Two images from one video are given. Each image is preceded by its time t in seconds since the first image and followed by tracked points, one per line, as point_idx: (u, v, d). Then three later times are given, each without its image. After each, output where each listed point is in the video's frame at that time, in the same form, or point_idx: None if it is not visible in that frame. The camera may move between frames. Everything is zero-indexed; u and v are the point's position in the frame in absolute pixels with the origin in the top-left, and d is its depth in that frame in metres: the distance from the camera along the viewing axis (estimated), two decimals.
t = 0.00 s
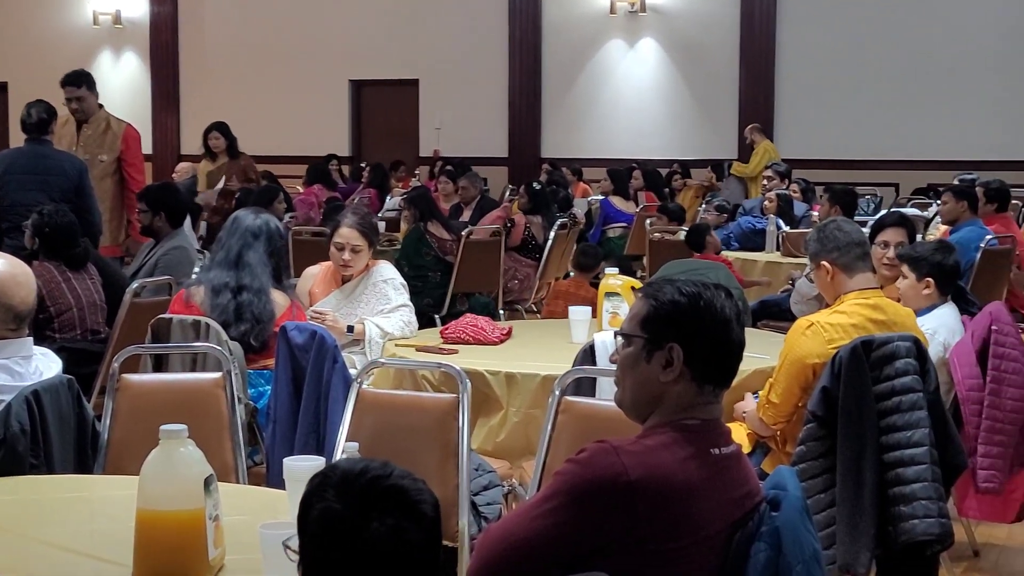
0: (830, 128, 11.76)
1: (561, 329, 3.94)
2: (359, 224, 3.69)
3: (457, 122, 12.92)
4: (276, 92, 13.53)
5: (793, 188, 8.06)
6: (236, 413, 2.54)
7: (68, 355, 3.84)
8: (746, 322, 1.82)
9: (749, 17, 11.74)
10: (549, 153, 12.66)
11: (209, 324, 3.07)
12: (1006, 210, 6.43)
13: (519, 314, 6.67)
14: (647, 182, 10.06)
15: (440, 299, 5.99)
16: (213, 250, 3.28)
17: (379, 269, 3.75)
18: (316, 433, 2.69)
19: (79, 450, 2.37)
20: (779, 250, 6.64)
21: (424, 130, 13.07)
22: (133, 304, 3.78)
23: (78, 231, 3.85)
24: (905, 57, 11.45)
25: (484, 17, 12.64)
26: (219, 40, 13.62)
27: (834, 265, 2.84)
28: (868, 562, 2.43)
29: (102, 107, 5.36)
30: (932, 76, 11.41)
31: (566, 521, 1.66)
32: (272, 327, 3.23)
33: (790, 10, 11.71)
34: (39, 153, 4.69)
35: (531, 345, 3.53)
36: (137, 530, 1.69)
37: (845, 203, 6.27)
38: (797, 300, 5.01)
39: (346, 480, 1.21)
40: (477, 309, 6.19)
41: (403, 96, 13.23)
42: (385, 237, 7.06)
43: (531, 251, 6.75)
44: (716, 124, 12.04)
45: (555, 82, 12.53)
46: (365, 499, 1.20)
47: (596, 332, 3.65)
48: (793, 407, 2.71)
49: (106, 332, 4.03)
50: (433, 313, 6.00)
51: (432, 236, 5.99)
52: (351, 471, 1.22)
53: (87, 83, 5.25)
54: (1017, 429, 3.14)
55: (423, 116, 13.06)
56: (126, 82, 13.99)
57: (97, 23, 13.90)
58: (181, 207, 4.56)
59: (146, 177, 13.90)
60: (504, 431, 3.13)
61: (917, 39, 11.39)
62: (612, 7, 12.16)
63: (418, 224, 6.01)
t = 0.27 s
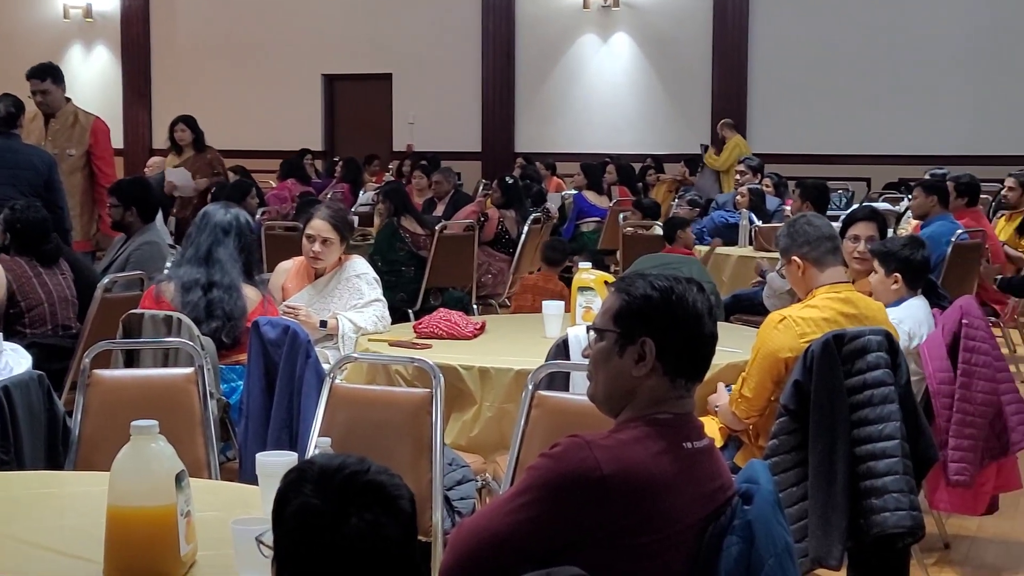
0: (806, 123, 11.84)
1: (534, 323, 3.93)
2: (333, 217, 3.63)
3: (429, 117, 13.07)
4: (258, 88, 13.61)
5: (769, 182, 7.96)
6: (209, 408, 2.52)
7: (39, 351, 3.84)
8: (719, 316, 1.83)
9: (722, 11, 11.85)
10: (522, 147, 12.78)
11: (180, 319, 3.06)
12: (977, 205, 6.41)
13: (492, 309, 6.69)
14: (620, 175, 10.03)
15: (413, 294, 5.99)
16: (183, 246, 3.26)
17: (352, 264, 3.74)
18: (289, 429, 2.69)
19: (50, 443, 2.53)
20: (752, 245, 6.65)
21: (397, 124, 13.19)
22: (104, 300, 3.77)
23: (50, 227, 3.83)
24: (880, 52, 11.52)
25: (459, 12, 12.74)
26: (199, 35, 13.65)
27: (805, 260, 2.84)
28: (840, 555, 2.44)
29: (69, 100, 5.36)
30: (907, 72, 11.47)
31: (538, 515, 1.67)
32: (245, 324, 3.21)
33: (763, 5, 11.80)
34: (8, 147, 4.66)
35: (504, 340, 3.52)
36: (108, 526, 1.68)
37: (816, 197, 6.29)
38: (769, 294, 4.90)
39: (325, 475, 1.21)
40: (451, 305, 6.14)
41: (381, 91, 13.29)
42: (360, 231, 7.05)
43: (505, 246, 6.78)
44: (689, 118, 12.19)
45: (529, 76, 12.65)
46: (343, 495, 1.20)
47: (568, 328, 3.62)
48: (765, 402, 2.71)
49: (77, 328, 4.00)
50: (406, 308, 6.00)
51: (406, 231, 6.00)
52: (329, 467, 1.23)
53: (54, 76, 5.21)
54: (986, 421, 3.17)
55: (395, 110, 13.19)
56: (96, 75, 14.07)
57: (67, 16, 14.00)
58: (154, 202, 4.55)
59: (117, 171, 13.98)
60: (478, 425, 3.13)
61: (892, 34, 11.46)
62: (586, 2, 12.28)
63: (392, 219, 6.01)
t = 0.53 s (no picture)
0: (786, 119, 11.86)
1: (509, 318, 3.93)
2: (308, 212, 3.63)
3: (405, 113, 13.08)
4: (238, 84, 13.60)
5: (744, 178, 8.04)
6: (183, 405, 2.52)
7: (12, 347, 3.82)
8: (693, 312, 1.83)
9: (698, 9, 11.88)
10: (498, 143, 12.81)
11: (154, 315, 3.04)
12: (949, 199, 6.48)
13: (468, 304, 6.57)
14: (596, 170, 9.90)
15: (389, 290, 5.98)
16: (156, 242, 3.24)
17: (328, 260, 3.74)
18: (264, 425, 2.67)
19: (23, 441, 2.51)
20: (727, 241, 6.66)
21: (373, 120, 13.19)
22: (78, 296, 3.76)
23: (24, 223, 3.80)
24: (856, 49, 11.56)
25: (436, 9, 12.77)
26: (176, 31, 13.63)
27: (779, 256, 2.85)
28: (815, 549, 2.45)
29: (44, 96, 5.35)
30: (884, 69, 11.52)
31: (515, 512, 1.67)
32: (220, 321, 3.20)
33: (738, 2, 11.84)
34: None
35: (480, 336, 3.52)
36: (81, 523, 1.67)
37: (792, 192, 6.31)
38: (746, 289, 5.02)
39: (300, 473, 1.21)
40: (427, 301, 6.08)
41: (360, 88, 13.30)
42: (336, 227, 7.07)
43: (481, 240, 6.84)
44: (665, 115, 12.22)
45: (505, 73, 12.68)
46: (320, 493, 1.20)
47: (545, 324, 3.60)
48: (740, 397, 2.72)
49: (51, 324, 3.99)
50: (382, 304, 5.99)
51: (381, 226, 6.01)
52: (304, 464, 1.23)
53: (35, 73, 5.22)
54: (960, 416, 3.19)
55: (371, 107, 13.19)
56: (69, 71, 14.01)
57: (41, 12, 13.97)
58: (129, 198, 4.53)
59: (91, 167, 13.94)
60: (454, 421, 3.14)
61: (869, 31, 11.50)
62: None
63: (369, 215, 6.02)
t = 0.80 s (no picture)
0: (767, 115, 11.96)
1: (488, 316, 3.93)
2: (287, 209, 3.62)
3: (385, 110, 13.05)
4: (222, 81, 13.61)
5: (722, 174, 8.17)
6: (162, 403, 2.51)
7: None
8: (672, 309, 1.84)
9: (678, 6, 11.92)
10: (478, 141, 12.85)
11: (133, 313, 3.04)
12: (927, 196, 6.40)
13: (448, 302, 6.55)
14: (576, 168, 9.95)
15: (369, 287, 5.96)
16: (134, 240, 3.22)
17: (307, 257, 3.73)
18: (243, 423, 2.65)
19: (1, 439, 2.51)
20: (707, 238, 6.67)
21: (353, 117, 13.16)
22: (55, 294, 3.74)
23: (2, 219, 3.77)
24: (839, 45, 11.65)
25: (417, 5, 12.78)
26: (154, 28, 13.61)
27: (758, 252, 2.86)
28: (793, 545, 2.46)
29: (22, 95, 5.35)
30: (867, 67, 11.61)
31: (493, 509, 1.67)
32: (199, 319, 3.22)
33: None
34: None
35: (459, 333, 3.51)
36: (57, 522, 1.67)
37: (771, 189, 6.29)
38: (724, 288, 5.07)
39: (282, 473, 1.22)
40: (406, 298, 6.11)
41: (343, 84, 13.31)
42: (315, 224, 7.03)
43: (460, 239, 6.76)
44: (645, 113, 12.28)
45: (484, 70, 12.74)
46: (301, 493, 1.21)
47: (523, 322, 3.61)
48: (718, 393, 2.73)
49: (29, 322, 3.98)
50: (361, 301, 5.95)
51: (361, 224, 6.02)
52: (285, 465, 1.24)
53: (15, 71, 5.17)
54: (937, 412, 3.20)
55: (352, 102, 13.13)
56: (46, 68, 13.98)
57: (18, 8, 13.94)
58: (106, 195, 4.50)
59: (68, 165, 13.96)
60: (433, 418, 3.14)
61: (852, 27, 11.57)
62: None
63: (347, 212, 6.02)
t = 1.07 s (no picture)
0: (749, 112, 12.04)
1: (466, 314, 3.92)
2: (266, 208, 3.63)
3: (360, 108, 13.37)
4: (212, 78, 13.82)
5: (701, 172, 8.17)
6: (139, 402, 2.51)
7: None
8: (649, 307, 1.84)
9: (655, 4, 12.11)
10: (458, 138, 13.11)
11: (110, 311, 3.04)
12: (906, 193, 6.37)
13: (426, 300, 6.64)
14: (555, 166, 9.98)
15: (348, 285, 5.90)
16: (111, 239, 3.22)
17: (286, 256, 3.72)
18: (221, 422, 2.67)
19: None
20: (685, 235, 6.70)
21: (331, 114, 13.51)
22: (32, 292, 3.76)
23: None
24: (822, 42, 11.69)
25: (398, 5, 13.00)
26: (130, 26, 14.02)
27: (736, 250, 2.86)
28: (771, 542, 2.47)
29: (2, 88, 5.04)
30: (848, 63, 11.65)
31: (471, 507, 1.67)
32: (176, 318, 3.20)
33: None
34: None
35: (438, 331, 3.50)
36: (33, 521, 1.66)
37: (749, 187, 6.29)
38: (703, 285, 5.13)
39: (261, 474, 1.21)
40: (385, 297, 6.05)
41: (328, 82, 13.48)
42: (294, 223, 7.00)
43: (439, 237, 6.77)
44: (623, 109, 12.48)
45: (464, 68, 13.00)
46: (281, 492, 1.21)
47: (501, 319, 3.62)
48: (696, 391, 2.74)
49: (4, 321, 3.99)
50: (340, 300, 5.88)
51: (339, 222, 6.01)
52: (264, 464, 1.23)
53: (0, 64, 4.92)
54: (914, 408, 3.21)
55: (330, 100, 13.48)
56: (22, 66, 14.40)
57: None
58: (83, 193, 4.50)
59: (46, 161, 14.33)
60: (412, 417, 3.12)
61: (837, 24, 11.60)
62: None
63: (326, 210, 5.94)
